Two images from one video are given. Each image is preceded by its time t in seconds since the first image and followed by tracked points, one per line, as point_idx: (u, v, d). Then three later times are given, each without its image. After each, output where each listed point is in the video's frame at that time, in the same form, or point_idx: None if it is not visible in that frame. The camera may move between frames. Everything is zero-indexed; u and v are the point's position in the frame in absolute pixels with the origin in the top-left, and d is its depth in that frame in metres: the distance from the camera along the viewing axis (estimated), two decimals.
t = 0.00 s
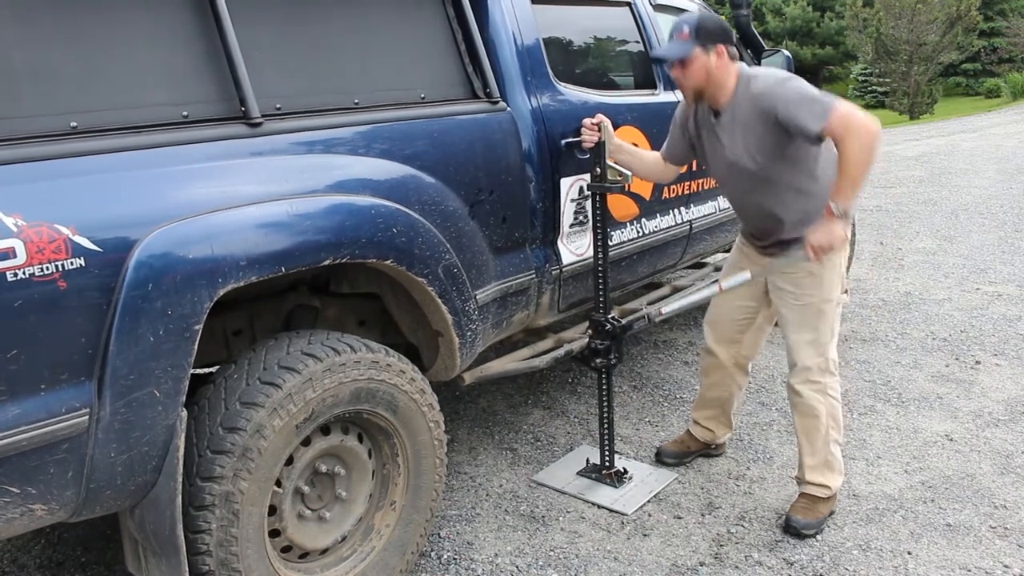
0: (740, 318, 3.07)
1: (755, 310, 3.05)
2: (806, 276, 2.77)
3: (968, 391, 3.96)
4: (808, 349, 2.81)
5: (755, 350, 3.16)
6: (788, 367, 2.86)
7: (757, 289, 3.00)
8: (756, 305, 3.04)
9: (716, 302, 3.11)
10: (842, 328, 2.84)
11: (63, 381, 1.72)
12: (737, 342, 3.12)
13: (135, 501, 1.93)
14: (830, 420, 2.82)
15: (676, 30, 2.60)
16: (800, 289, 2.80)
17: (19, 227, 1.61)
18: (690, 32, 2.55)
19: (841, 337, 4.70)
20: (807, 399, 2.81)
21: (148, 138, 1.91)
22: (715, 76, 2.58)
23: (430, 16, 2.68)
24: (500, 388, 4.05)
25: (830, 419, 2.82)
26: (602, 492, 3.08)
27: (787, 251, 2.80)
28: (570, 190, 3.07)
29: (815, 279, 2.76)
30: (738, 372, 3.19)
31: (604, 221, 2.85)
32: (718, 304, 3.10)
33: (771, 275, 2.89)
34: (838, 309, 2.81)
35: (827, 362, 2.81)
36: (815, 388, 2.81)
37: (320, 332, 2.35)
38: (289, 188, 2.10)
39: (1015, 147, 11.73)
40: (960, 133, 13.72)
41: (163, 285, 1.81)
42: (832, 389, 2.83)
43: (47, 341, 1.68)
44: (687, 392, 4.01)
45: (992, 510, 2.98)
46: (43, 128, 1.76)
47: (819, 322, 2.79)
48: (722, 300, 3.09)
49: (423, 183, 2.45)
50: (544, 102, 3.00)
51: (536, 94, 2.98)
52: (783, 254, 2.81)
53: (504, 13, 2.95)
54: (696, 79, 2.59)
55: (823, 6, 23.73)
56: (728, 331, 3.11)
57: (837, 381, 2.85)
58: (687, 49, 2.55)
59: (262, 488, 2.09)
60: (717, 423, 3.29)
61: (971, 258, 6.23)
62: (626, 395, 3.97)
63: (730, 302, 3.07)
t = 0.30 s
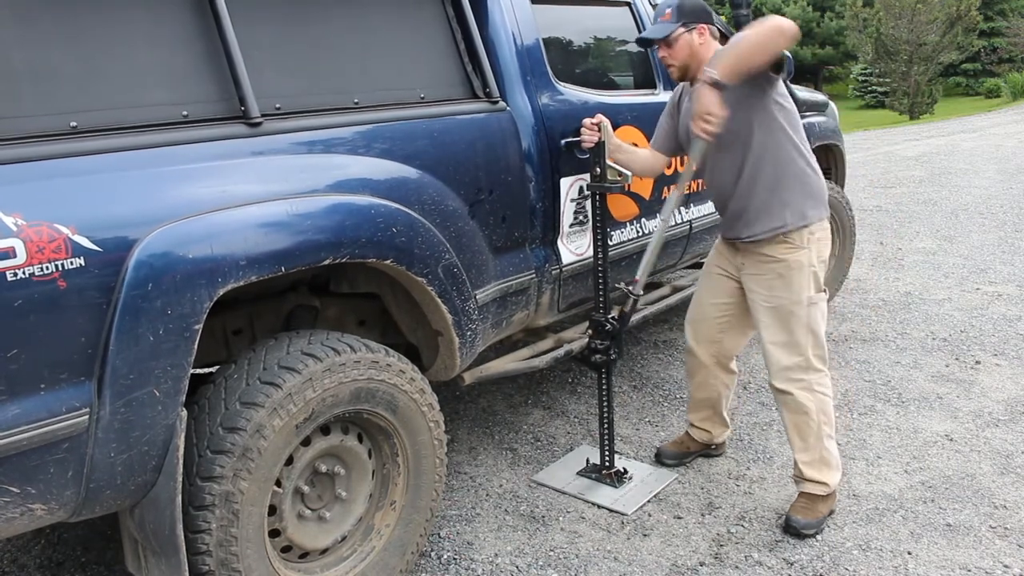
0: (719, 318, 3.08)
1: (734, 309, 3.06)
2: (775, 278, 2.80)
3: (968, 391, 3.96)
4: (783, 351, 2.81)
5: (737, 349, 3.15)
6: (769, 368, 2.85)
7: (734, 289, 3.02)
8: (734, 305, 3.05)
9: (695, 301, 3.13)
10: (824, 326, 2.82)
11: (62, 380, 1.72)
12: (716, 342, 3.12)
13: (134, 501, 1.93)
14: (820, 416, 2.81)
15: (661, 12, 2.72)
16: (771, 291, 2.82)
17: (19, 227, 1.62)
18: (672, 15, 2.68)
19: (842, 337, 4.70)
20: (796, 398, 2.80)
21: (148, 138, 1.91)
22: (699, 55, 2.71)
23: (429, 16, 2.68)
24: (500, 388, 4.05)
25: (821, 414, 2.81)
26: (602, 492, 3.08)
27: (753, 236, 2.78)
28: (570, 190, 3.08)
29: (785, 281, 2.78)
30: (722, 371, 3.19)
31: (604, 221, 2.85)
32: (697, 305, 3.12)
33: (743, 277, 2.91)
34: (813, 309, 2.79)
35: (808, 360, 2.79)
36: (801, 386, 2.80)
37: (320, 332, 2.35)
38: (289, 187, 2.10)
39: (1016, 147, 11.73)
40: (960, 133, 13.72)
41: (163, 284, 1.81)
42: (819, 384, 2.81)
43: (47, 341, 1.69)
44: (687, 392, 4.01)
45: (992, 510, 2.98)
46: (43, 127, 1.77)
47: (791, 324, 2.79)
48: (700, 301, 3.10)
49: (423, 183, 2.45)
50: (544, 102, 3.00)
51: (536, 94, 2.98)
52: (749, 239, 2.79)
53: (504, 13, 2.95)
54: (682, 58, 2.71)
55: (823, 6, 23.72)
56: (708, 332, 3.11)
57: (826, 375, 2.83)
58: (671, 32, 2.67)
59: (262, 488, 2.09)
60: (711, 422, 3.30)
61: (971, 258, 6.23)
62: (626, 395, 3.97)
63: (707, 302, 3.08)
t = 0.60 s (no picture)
0: (713, 318, 3.08)
1: (729, 309, 3.07)
2: (765, 278, 2.81)
3: (968, 391, 3.96)
4: (774, 351, 2.82)
5: (733, 349, 3.15)
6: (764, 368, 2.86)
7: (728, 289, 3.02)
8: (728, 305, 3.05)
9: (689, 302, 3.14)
10: (815, 326, 2.81)
11: (62, 380, 1.72)
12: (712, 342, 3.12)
13: (134, 500, 1.93)
14: (816, 416, 2.81)
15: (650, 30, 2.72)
16: (762, 291, 2.82)
17: (18, 227, 1.62)
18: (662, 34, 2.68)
19: (842, 337, 4.70)
20: (791, 398, 2.80)
21: (148, 138, 1.91)
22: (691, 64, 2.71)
23: (429, 16, 2.68)
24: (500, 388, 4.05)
25: (817, 414, 2.81)
26: (602, 492, 3.08)
27: (746, 231, 2.77)
28: (570, 190, 3.08)
29: (775, 282, 2.79)
30: (721, 372, 3.19)
31: (603, 221, 2.85)
32: (692, 305, 3.12)
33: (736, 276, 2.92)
34: (804, 309, 2.78)
35: (802, 360, 2.80)
36: (796, 386, 2.81)
37: (320, 332, 2.35)
38: (289, 187, 2.10)
39: (1016, 147, 11.72)
40: (960, 133, 13.72)
41: (163, 284, 1.81)
42: (813, 383, 2.82)
43: (47, 341, 1.68)
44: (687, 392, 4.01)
45: (992, 510, 2.98)
46: (42, 127, 1.77)
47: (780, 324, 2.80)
48: (694, 302, 3.11)
49: (423, 182, 2.45)
50: (544, 102, 3.00)
51: (536, 93, 2.98)
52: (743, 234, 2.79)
53: (504, 13, 2.95)
54: (680, 74, 2.74)
55: (823, 7, 23.72)
56: (703, 331, 3.11)
57: (821, 374, 2.84)
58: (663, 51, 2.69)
59: (262, 488, 2.09)
60: (711, 423, 3.30)
61: (971, 258, 6.23)
62: (626, 395, 3.97)
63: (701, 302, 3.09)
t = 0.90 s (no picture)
0: (720, 318, 3.07)
1: (736, 310, 3.06)
2: (774, 278, 2.81)
3: (968, 391, 3.96)
4: (781, 351, 2.82)
5: (739, 350, 3.15)
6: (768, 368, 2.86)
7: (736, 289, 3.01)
8: (735, 306, 3.05)
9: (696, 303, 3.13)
10: (821, 326, 2.82)
11: (62, 380, 1.72)
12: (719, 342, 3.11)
13: (135, 500, 1.93)
14: (819, 417, 2.81)
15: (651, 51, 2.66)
16: (770, 291, 2.82)
17: (19, 227, 1.62)
18: (666, 51, 2.65)
19: (842, 337, 4.70)
20: (795, 399, 2.80)
21: (148, 138, 1.91)
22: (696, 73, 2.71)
23: (429, 16, 2.68)
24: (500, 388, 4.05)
25: (820, 416, 2.81)
26: (602, 492, 3.08)
27: (758, 234, 2.78)
28: (570, 190, 3.08)
29: (785, 281, 2.79)
30: (724, 373, 3.19)
31: (604, 221, 2.86)
32: (698, 305, 3.11)
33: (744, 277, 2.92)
34: (812, 309, 2.79)
35: (807, 361, 2.79)
36: (801, 387, 2.81)
37: (320, 332, 2.35)
38: (289, 187, 2.10)
39: (1016, 146, 11.72)
40: (960, 133, 13.73)
41: (163, 284, 1.81)
42: (818, 384, 2.81)
43: (47, 341, 1.69)
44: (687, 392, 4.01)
45: (992, 510, 2.98)
46: (42, 127, 1.77)
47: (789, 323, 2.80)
48: (701, 302, 3.10)
49: (424, 182, 2.45)
50: (544, 102, 3.00)
51: (536, 94, 2.98)
52: (755, 238, 2.79)
53: (504, 13, 2.95)
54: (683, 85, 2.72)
55: (823, 7, 23.70)
56: (710, 331, 3.10)
57: (825, 376, 2.83)
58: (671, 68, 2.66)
59: (262, 488, 2.09)
60: (712, 423, 3.29)
61: (971, 257, 6.23)
62: (626, 395, 3.97)
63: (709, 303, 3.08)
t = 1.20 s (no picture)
0: (737, 319, 3.08)
1: (754, 309, 3.06)
2: (792, 275, 2.80)
3: (968, 391, 3.96)
4: (794, 349, 2.80)
5: (757, 351, 3.15)
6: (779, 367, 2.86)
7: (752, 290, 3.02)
8: (752, 307, 3.05)
9: (714, 303, 3.13)
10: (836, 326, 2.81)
11: (62, 380, 1.72)
12: (736, 342, 3.12)
13: (135, 500, 1.93)
14: (824, 420, 2.81)
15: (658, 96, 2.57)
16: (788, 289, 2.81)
17: (18, 226, 1.61)
18: (672, 98, 2.56)
19: (842, 337, 4.70)
20: (802, 399, 2.80)
21: (148, 138, 1.91)
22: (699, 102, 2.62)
23: (429, 16, 2.68)
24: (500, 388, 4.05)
25: (826, 418, 2.81)
26: (602, 492, 3.08)
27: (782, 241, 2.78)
28: (570, 190, 3.08)
29: (802, 280, 2.78)
30: (739, 375, 3.18)
31: (604, 221, 2.86)
32: (715, 306, 3.12)
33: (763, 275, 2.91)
34: (828, 308, 2.79)
35: (818, 360, 2.79)
36: (809, 387, 2.80)
37: (320, 332, 2.35)
38: (290, 186, 2.10)
39: (1016, 146, 11.72)
40: (959, 133, 13.73)
41: (163, 284, 1.81)
42: (827, 386, 2.81)
43: (47, 341, 1.68)
44: (687, 392, 4.01)
45: (992, 510, 2.98)
46: (43, 127, 1.77)
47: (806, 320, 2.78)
48: (718, 303, 3.10)
49: (424, 182, 2.45)
50: (544, 102, 3.00)
51: (536, 94, 2.98)
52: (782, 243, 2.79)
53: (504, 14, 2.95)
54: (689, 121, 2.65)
55: (823, 7, 23.69)
56: (727, 332, 3.10)
57: (833, 379, 2.84)
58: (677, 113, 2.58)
59: (262, 488, 2.09)
60: (715, 423, 3.29)
61: (971, 257, 6.23)
62: (626, 395, 3.97)
63: (727, 302, 3.07)
